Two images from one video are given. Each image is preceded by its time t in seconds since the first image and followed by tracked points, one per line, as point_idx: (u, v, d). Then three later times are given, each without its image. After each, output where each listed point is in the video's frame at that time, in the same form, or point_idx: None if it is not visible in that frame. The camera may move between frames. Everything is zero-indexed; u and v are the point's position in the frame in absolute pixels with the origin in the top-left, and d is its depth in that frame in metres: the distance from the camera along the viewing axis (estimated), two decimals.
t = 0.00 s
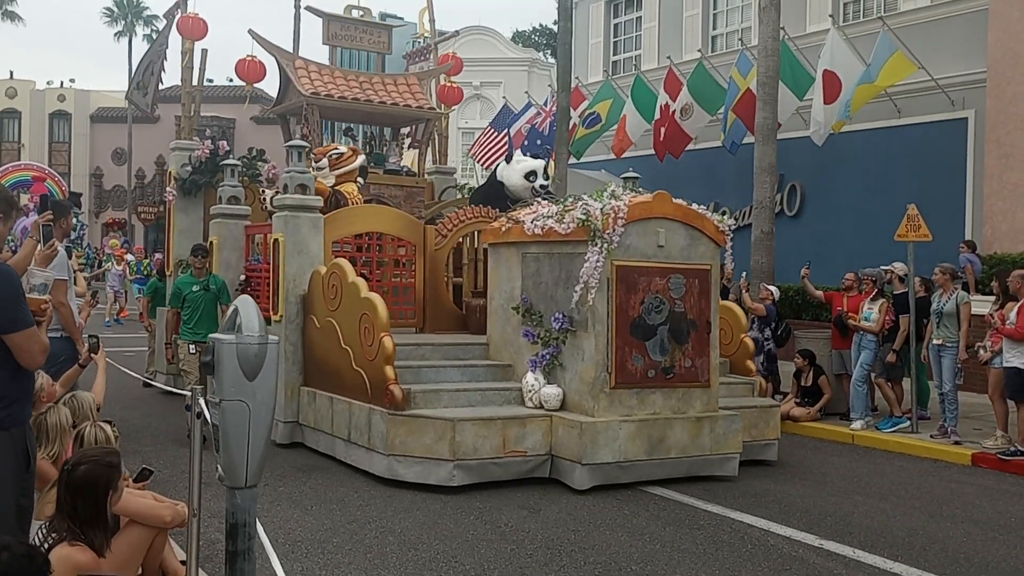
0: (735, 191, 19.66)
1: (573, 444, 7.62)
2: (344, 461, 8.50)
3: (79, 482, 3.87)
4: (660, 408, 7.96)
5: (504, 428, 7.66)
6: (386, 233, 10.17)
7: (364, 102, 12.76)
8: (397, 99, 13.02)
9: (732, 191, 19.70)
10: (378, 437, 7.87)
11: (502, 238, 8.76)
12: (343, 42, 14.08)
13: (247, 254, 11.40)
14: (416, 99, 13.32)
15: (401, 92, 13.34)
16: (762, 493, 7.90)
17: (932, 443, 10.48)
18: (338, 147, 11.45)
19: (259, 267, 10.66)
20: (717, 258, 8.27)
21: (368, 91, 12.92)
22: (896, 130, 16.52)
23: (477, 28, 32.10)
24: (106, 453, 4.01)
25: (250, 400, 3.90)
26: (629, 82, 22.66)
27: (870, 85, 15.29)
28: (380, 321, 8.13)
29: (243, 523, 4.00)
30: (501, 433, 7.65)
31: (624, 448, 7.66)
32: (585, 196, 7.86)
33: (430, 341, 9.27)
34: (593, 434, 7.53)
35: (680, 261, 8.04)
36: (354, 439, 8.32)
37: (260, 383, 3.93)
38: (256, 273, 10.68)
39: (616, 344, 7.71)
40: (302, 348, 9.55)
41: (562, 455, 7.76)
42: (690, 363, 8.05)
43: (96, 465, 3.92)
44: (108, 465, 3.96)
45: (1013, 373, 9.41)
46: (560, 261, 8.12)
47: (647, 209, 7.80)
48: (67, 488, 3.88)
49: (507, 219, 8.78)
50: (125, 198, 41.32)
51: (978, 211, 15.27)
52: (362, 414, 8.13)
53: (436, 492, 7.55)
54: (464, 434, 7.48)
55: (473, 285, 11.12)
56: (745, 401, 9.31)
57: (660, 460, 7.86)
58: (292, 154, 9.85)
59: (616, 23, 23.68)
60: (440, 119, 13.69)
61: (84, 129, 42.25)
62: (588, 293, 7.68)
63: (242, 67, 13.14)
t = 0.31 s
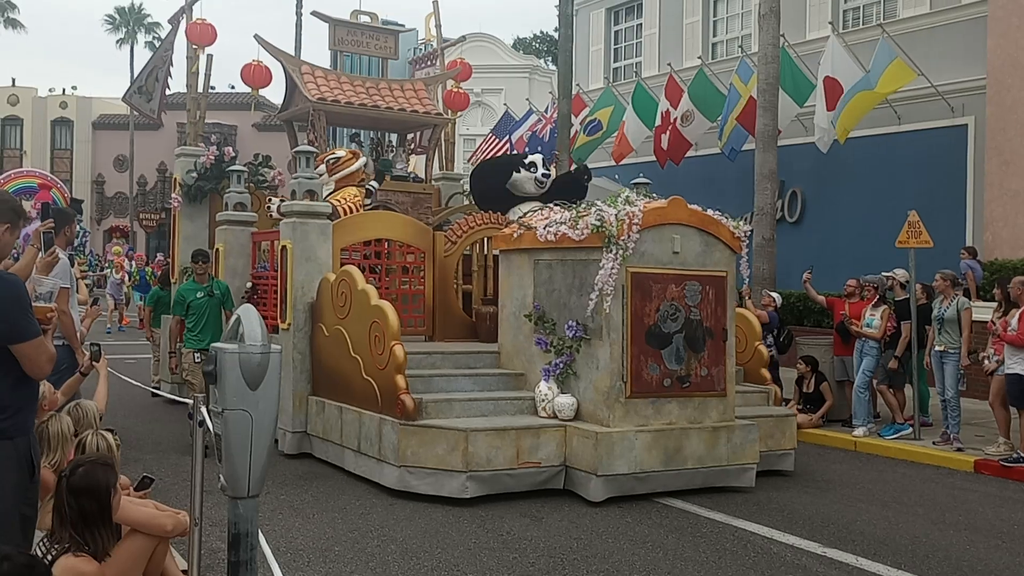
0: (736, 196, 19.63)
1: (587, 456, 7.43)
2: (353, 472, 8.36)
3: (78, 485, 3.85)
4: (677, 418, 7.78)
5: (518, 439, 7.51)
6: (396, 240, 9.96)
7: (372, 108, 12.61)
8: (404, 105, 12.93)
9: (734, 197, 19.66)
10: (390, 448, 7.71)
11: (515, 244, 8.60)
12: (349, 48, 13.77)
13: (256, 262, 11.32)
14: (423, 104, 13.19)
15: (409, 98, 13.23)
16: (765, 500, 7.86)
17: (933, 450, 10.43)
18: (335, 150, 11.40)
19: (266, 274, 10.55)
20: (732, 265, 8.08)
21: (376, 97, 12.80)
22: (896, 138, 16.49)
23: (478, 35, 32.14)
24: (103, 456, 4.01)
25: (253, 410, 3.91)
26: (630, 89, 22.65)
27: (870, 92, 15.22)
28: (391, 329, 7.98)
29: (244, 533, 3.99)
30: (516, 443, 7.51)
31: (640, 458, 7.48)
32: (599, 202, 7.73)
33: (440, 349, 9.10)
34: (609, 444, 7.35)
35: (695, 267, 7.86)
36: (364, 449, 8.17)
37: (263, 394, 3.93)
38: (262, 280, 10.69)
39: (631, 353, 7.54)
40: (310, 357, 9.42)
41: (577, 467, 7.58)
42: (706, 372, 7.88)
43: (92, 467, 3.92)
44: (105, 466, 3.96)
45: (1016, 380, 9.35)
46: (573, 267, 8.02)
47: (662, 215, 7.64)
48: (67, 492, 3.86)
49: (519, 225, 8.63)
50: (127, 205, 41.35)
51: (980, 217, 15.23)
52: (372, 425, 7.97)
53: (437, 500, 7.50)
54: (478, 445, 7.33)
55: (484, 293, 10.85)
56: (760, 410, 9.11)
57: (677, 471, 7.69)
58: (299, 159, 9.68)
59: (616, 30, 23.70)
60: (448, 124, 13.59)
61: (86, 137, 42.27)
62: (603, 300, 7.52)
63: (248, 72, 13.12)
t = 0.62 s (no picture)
0: (735, 193, 19.61)
1: (599, 457, 7.29)
2: (360, 473, 8.21)
3: (78, 481, 3.83)
4: (689, 418, 7.63)
5: (529, 439, 7.36)
6: (400, 237, 9.85)
7: (376, 103, 12.34)
8: (408, 101, 12.59)
9: (734, 194, 19.62)
10: (397, 448, 7.55)
11: (523, 241, 8.48)
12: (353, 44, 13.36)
13: (260, 260, 11.19)
14: (427, 100, 12.87)
15: (413, 93, 12.91)
16: (764, 497, 7.83)
17: (932, 447, 10.42)
18: (332, 146, 11.30)
19: (269, 272, 10.48)
20: (745, 261, 7.94)
21: (380, 93, 12.48)
22: (894, 134, 16.45)
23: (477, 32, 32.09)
24: (102, 453, 4.00)
25: (255, 406, 3.91)
26: (629, 87, 22.61)
27: (869, 88, 15.22)
28: (399, 328, 7.82)
29: (246, 529, 3.95)
30: (527, 444, 7.35)
31: (653, 459, 7.33)
32: (610, 198, 7.57)
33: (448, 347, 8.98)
34: (621, 445, 7.20)
35: (708, 264, 7.71)
36: (371, 449, 8.01)
37: (265, 390, 3.93)
38: (266, 278, 10.56)
39: (643, 352, 7.39)
40: (316, 356, 9.30)
41: (588, 468, 7.42)
42: (720, 371, 7.72)
43: (93, 464, 3.90)
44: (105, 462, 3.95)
45: (1015, 377, 9.32)
46: (584, 265, 7.88)
47: (675, 211, 7.50)
48: (67, 488, 3.84)
49: (528, 222, 8.51)
50: (126, 202, 41.31)
51: (978, 214, 15.20)
52: (380, 425, 7.81)
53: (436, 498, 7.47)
54: (488, 445, 7.18)
55: (489, 290, 10.85)
56: (772, 409, 8.93)
57: (691, 472, 7.53)
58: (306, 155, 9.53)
59: (615, 27, 23.64)
60: (453, 121, 13.32)
61: (84, 134, 42.22)
62: (615, 298, 7.37)
63: (253, 67, 13.07)
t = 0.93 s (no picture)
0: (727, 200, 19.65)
1: (607, 466, 7.12)
2: (362, 482, 8.02)
3: (63, 501, 3.75)
4: (697, 427, 7.50)
5: (535, 449, 7.18)
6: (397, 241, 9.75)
7: (375, 108, 12.12)
8: (407, 105, 12.37)
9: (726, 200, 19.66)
10: (401, 458, 7.36)
11: (528, 247, 8.28)
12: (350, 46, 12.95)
13: (257, 266, 11.09)
14: (427, 104, 12.66)
15: (412, 98, 12.68)
16: (756, 502, 7.81)
17: (923, 452, 10.41)
18: (328, 152, 11.25)
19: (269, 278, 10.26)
20: (755, 268, 7.80)
21: (378, 97, 12.27)
22: (885, 141, 16.44)
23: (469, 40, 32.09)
24: (87, 465, 3.87)
25: (249, 411, 3.88)
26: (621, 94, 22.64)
27: (860, 96, 15.25)
28: (403, 335, 7.65)
29: (240, 534, 3.95)
30: (533, 454, 7.17)
31: (661, 468, 7.18)
32: (618, 203, 7.40)
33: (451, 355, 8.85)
34: (629, 454, 7.04)
35: (717, 271, 7.57)
36: (373, 459, 7.82)
37: (259, 396, 3.91)
38: (264, 284, 10.43)
39: (652, 359, 7.24)
40: (316, 362, 9.04)
41: (596, 478, 7.27)
42: (729, 379, 7.60)
43: (77, 481, 3.79)
44: (89, 477, 3.83)
45: (1005, 383, 9.32)
46: (591, 271, 7.65)
47: (683, 217, 7.34)
48: (52, 507, 3.77)
49: (533, 228, 8.32)
50: (117, 208, 41.17)
51: (968, 220, 15.26)
52: (383, 434, 7.61)
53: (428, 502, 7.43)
54: (494, 455, 7.00)
55: (492, 296, 10.63)
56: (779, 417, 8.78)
57: (699, 483, 7.40)
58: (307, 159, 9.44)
59: (608, 35, 23.66)
60: (452, 125, 13.07)
61: (76, 139, 42.09)
62: (623, 305, 7.21)
63: (250, 72, 12.99)
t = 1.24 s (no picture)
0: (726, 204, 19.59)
1: (620, 477, 6.98)
2: (369, 493, 7.85)
3: (64, 505, 3.73)
4: (711, 436, 7.36)
5: (547, 459, 7.03)
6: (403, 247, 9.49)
7: (378, 113, 12.07)
8: (412, 109, 12.34)
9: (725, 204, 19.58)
10: (409, 468, 7.20)
11: (537, 252, 8.24)
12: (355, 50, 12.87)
13: (260, 272, 10.94)
14: (431, 109, 12.61)
15: (416, 100, 12.63)
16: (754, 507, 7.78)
17: (921, 457, 10.38)
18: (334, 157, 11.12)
19: (272, 284, 10.20)
20: (768, 273, 7.70)
21: (382, 101, 12.25)
22: (883, 146, 16.42)
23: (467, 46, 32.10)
24: (85, 469, 3.87)
25: (249, 418, 3.88)
26: (619, 99, 22.66)
27: (856, 102, 15.25)
28: (411, 343, 7.53)
29: (240, 542, 3.95)
30: (545, 463, 7.03)
31: (675, 478, 7.05)
32: (629, 207, 7.28)
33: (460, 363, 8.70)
34: (643, 464, 6.89)
35: (730, 277, 7.47)
36: (382, 469, 7.65)
37: (258, 402, 3.90)
38: (268, 290, 10.32)
39: (665, 367, 7.12)
40: (322, 370, 8.95)
41: (608, 488, 7.11)
42: (743, 387, 7.47)
43: (78, 484, 3.78)
44: (89, 480, 3.83)
45: (1002, 388, 9.31)
46: (602, 277, 7.55)
47: (696, 222, 7.23)
48: (52, 511, 3.73)
49: (543, 233, 8.27)
50: (115, 214, 41.14)
51: (965, 226, 15.25)
52: (391, 444, 7.46)
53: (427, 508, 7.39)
54: (505, 465, 6.88)
55: (498, 303, 10.40)
56: (794, 425, 8.63)
57: (713, 492, 7.27)
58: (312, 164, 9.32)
59: (605, 40, 23.66)
60: (456, 130, 13.01)
61: (74, 145, 42.04)
62: (638, 312, 7.08)
63: (250, 74, 12.94)
